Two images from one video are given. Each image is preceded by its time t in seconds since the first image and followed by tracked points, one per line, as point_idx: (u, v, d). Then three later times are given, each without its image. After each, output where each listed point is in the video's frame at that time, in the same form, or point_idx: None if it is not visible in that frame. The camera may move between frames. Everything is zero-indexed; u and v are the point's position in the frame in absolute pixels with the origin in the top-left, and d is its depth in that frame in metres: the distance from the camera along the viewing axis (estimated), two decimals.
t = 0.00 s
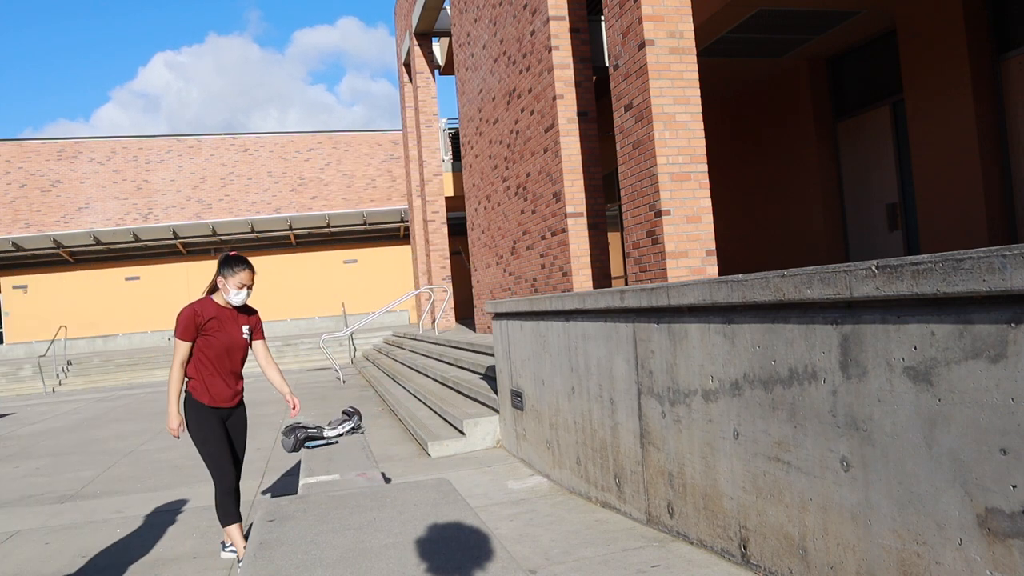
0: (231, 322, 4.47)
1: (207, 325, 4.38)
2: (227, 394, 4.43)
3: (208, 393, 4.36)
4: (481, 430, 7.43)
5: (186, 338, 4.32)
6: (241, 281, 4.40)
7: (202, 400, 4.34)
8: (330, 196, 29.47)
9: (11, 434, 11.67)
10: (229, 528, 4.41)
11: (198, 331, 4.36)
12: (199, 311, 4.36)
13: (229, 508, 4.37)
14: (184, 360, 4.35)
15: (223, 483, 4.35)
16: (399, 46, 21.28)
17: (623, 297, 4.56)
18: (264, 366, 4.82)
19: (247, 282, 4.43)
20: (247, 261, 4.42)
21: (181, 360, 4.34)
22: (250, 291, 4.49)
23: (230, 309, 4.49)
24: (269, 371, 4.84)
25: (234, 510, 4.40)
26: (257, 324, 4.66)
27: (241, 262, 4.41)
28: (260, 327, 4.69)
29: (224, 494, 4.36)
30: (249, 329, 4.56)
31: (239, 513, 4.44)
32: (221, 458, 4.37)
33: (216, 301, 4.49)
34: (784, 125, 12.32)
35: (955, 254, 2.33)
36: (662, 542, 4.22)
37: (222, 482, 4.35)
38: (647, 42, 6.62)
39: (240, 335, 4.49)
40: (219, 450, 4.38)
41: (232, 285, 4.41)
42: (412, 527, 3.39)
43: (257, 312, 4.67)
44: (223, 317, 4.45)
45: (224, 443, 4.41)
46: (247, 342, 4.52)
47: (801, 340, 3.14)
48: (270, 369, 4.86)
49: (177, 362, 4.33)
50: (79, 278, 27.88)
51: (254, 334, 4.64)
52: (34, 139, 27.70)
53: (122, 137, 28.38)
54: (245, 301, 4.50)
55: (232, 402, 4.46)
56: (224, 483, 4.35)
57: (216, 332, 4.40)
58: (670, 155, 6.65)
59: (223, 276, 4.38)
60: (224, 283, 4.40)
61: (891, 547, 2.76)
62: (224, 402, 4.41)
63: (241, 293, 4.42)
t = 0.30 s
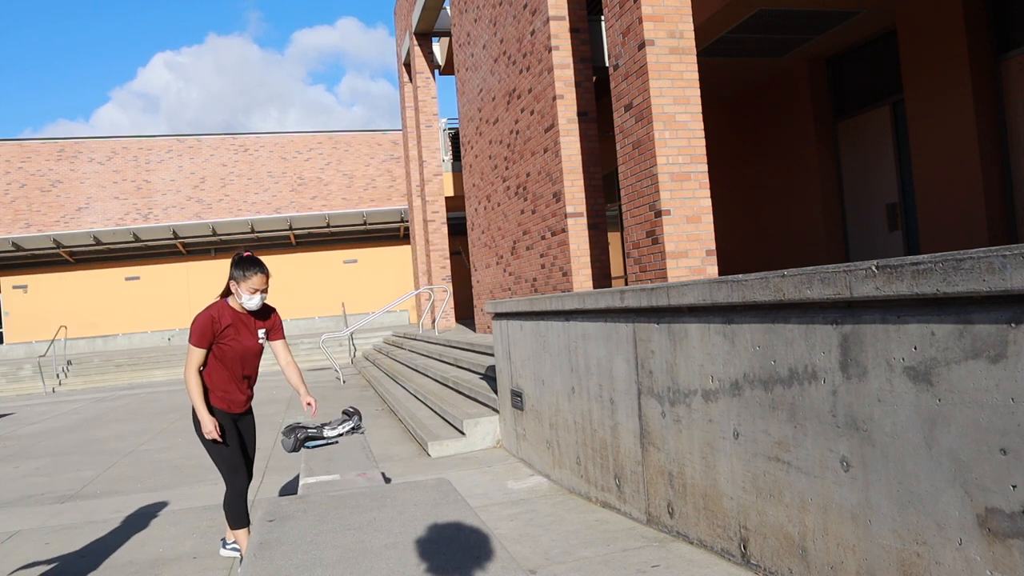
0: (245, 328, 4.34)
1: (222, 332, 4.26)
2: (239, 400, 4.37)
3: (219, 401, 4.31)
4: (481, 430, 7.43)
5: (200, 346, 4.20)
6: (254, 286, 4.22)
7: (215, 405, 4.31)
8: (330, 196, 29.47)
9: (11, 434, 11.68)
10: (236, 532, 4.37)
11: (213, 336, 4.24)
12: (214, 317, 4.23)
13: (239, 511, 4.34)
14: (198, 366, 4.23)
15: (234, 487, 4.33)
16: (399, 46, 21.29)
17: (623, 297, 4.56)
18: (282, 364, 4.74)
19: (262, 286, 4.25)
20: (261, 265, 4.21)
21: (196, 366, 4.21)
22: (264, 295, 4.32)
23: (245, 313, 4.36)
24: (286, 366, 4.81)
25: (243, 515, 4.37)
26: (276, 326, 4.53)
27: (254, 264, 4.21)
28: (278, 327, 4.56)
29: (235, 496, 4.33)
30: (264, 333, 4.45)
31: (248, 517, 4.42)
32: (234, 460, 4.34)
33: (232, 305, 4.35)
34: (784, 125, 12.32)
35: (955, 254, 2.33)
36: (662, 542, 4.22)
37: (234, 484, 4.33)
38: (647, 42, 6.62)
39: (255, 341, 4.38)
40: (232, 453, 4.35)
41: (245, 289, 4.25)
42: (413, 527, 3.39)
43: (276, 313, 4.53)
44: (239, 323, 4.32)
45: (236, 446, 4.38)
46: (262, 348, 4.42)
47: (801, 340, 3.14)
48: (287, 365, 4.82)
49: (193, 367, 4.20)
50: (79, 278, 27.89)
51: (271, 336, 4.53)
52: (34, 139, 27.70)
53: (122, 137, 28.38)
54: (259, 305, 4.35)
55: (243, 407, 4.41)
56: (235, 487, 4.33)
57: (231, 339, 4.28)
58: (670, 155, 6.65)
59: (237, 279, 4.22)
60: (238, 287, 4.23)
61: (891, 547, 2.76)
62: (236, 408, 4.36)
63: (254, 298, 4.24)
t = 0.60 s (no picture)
0: (247, 328, 4.29)
1: (222, 328, 4.25)
2: (240, 397, 4.35)
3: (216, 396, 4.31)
4: (481, 430, 7.43)
5: (199, 339, 4.22)
6: (254, 280, 4.16)
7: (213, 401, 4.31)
8: (330, 196, 29.47)
9: (11, 434, 11.68)
10: (236, 532, 4.34)
11: (213, 332, 4.24)
12: (215, 312, 4.24)
13: (239, 511, 4.30)
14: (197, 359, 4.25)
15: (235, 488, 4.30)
16: (399, 46, 21.29)
17: (623, 296, 4.56)
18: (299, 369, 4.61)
19: (265, 280, 4.19)
20: (260, 261, 4.15)
21: (195, 359, 4.24)
22: (266, 291, 4.22)
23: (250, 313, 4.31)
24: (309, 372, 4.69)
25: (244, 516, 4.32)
26: (289, 333, 4.40)
27: (259, 258, 4.16)
28: (290, 334, 4.42)
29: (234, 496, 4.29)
30: (271, 336, 4.36)
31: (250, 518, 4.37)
32: (234, 460, 4.32)
33: (239, 302, 4.33)
34: (785, 125, 12.32)
35: (955, 254, 2.33)
36: (662, 542, 4.22)
37: (233, 484, 4.30)
38: (647, 42, 6.62)
39: (257, 342, 4.31)
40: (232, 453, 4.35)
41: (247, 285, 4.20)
42: (412, 527, 3.39)
43: (291, 320, 4.41)
44: (240, 321, 4.28)
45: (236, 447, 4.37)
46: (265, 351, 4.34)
47: (801, 340, 3.14)
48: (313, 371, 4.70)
49: (191, 360, 4.22)
50: (79, 278, 27.88)
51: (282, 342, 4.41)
52: (34, 139, 27.71)
53: (122, 137, 28.38)
54: (263, 303, 4.26)
55: (243, 406, 4.38)
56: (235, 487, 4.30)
57: (232, 337, 4.26)
58: (670, 155, 6.65)
59: (241, 273, 4.20)
60: (240, 281, 4.21)
61: (891, 547, 2.76)
62: (234, 406, 4.34)
63: (253, 292, 4.18)
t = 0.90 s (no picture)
0: (252, 324, 4.29)
1: (226, 323, 4.28)
2: (246, 393, 4.36)
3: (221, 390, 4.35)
4: (481, 430, 7.43)
5: (206, 332, 4.28)
6: (258, 274, 4.20)
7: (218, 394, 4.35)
8: (330, 196, 29.47)
9: (11, 434, 11.67)
10: (237, 530, 4.35)
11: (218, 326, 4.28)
12: (220, 306, 4.28)
13: (242, 510, 4.30)
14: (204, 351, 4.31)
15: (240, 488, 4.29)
16: (399, 46, 21.29)
17: (623, 297, 4.56)
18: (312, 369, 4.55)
19: (270, 276, 4.23)
20: (268, 256, 4.22)
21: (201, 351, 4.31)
22: (272, 288, 4.24)
23: (257, 310, 4.31)
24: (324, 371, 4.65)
25: (244, 515, 4.31)
26: (295, 333, 4.35)
27: (269, 254, 4.23)
28: (298, 334, 4.37)
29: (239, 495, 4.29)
30: (276, 335, 4.33)
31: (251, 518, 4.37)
32: (240, 459, 4.30)
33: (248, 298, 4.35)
34: (785, 125, 12.32)
35: (955, 254, 2.33)
36: (662, 542, 4.22)
37: (239, 483, 4.28)
38: (647, 42, 6.62)
39: (261, 339, 4.29)
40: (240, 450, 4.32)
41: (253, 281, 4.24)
42: (412, 527, 3.39)
43: (298, 321, 4.37)
44: (244, 317, 4.29)
45: (243, 445, 4.35)
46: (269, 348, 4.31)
47: (801, 340, 3.14)
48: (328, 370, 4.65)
49: (198, 352, 4.30)
50: (79, 278, 27.88)
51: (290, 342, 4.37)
52: (34, 139, 27.70)
53: (122, 137, 28.38)
54: (269, 300, 4.27)
55: (247, 402, 4.38)
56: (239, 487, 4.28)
57: (235, 333, 4.27)
58: (670, 155, 6.65)
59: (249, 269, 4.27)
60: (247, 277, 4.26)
61: (891, 547, 2.76)
62: (238, 402, 4.35)
63: (257, 286, 4.20)
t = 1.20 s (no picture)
0: (271, 323, 4.32)
1: (244, 319, 4.28)
2: (256, 391, 4.36)
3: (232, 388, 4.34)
4: (481, 430, 7.43)
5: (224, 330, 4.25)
6: (288, 277, 4.24)
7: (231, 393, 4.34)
8: (330, 196, 29.47)
9: (11, 434, 11.68)
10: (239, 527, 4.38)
11: (236, 324, 4.27)
12: (240, 303, 4.28)
13: (245, 509, 4.32)
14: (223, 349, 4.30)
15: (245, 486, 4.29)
16: (399, 46, 21.30)
17: (623, 297, 4.56)
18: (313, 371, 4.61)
19: (299, 279, 4.29)
20: (296, 259, 4.27)
21: (220, 349, 4.28)
22: (299, 290, 4.30)
23: (274, 309, 4.34)
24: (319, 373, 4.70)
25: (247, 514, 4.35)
26: (308, 334, 4.40)
27: (293, 255, 4.28)
28: (311, 335, 4.42)
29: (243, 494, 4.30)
30: (290, 335, 4.38)
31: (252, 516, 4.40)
32: (246, 459, 4.31)
33: (265, 296, 4.38)
34: (785, 125, 12.32)
35: (955, 254, 2.33)
36: (662, 542, 4.22)
37: (243, 482, 4.28)
38: (648, 41, 6.62)
39: (277, 338, 4.33)
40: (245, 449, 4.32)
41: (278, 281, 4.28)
42: (412, 527, 3.39)
43: (311, 322, 4.42)
44: (263, 316, 4.31)
45: (249, 444, 4.36)
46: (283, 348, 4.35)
47: (801, 340, 3.14)
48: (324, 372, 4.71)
49: (217, 349, 4.28)
50: (79, 278, 27.89)
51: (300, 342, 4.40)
52: (33, 139, 27.70)
53: (122, 137, 28.38)
54: (291, 302, 4.31)
55: (259, 401, 4.38)
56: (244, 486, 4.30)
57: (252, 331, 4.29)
58: (670, 155, 6.65)
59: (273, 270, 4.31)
60: (272, 278, 4.29)
61: (891, 547, 2.76)
62: (252, 400, 4.36)
63: (285, 287, 4.24)
